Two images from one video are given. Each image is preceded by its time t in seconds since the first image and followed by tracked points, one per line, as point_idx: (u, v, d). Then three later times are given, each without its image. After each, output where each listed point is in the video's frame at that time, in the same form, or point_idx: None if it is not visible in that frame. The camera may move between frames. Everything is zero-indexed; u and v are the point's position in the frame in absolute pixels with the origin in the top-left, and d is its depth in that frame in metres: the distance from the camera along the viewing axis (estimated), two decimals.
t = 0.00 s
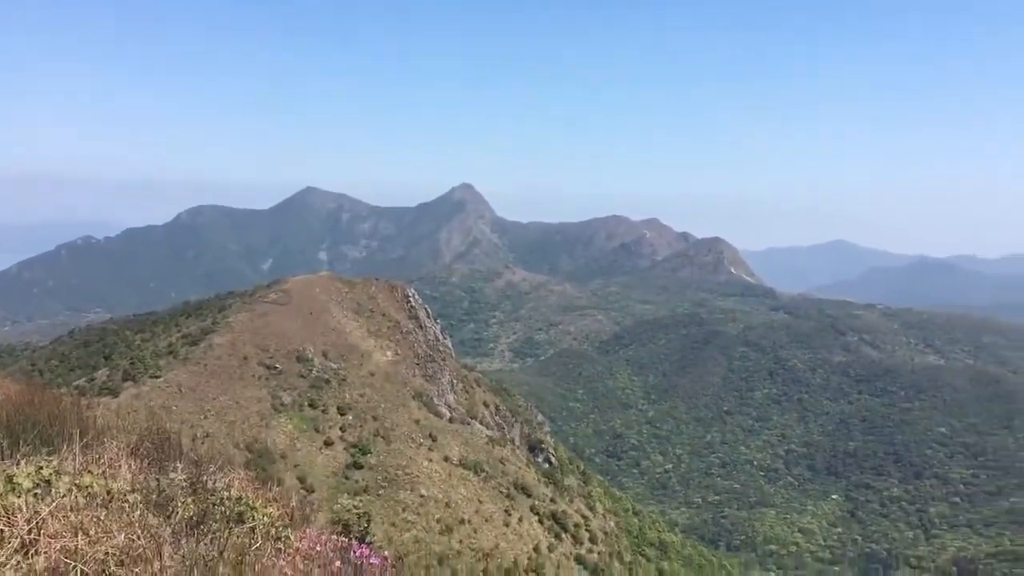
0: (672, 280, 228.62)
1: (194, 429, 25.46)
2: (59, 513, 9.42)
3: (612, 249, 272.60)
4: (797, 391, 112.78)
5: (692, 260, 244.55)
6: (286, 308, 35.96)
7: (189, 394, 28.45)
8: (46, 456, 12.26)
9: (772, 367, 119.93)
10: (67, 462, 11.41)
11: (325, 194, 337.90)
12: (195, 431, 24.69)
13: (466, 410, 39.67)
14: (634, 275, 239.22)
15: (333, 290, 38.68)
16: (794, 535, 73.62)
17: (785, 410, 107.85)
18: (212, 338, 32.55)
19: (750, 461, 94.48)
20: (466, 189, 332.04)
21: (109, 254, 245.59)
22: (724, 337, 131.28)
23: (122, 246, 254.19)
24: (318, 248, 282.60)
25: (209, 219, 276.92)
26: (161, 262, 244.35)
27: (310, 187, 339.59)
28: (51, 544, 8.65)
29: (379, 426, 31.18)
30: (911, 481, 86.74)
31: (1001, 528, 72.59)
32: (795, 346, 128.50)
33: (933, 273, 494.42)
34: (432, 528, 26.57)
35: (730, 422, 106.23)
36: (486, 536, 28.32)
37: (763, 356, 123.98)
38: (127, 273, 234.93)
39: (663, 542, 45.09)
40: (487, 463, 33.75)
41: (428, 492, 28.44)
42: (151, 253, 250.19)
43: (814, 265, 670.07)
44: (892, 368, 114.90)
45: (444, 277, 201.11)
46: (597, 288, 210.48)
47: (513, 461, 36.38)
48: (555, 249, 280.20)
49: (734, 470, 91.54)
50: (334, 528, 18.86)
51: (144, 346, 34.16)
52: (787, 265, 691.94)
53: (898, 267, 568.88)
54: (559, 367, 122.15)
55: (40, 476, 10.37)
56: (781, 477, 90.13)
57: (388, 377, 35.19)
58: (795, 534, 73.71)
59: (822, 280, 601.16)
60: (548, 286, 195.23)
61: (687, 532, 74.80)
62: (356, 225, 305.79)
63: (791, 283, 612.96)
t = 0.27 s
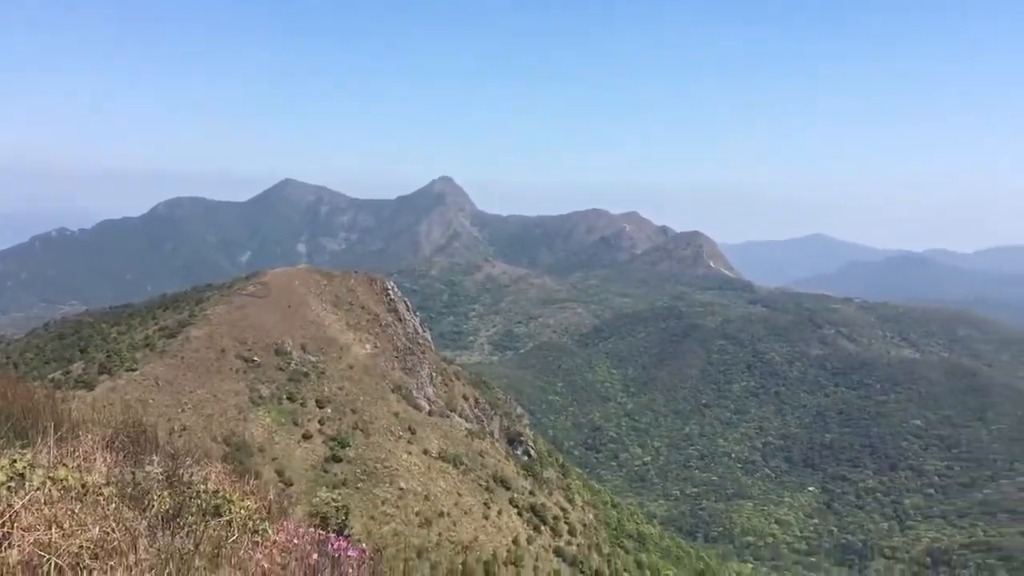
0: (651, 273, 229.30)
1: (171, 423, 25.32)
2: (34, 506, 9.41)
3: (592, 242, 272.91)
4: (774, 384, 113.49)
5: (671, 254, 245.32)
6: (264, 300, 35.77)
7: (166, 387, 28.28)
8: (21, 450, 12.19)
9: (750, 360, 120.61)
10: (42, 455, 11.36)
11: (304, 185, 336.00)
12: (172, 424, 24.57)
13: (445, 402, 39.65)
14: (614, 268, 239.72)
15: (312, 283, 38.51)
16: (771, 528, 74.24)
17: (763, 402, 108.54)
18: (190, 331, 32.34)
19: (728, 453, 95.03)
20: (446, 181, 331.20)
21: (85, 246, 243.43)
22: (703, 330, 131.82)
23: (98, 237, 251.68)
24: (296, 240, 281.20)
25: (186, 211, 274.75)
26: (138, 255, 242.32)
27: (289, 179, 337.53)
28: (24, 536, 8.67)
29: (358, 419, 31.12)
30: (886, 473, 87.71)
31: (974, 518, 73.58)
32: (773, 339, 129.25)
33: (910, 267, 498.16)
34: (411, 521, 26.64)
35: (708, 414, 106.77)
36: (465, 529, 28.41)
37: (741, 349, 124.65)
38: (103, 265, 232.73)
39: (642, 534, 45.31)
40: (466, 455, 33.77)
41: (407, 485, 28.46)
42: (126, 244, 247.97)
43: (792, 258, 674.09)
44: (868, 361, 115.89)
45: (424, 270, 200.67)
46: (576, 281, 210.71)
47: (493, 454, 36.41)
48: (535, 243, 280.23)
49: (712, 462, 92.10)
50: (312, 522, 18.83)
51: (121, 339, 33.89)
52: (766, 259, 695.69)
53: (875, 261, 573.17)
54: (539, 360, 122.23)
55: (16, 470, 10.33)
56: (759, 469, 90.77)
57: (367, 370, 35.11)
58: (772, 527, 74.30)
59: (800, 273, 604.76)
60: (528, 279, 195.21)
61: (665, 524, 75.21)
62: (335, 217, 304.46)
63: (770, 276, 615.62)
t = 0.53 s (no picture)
0: (629, 265, 229.90)
1: (146, 415, 25.12)
2: (4, 499, 9.41)
3: (570, 234, 273.09)
4: (751, 375, 114.17)
5: (649, 245, 245.95)
6: (240, 291, 35.54)
7: (141, 379, 28.06)
8: None
9: (727, 351, 121.19)
10: (14, 449, 11.24)
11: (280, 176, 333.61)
12: (147, 416, 24.39)
13: (423, 393, 39.60)
14: (592, 260, 240.06)
15: (289, 274, 38.30)
16: (746, 518, 74.93)
17: (739, 393, 109.25)
18: (165, 322, 32.10)
19: (704, 444, 95.57)
20: (424, 172, 330.07)
21: (58, 237, 241.08)
22: (680, 322, 132.32)
23: (71, 228, 249.03)
24: (273, 231, 279.56)
25: (161, 202, 272.28)
26: (112, 246, 240.07)
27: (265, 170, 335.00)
28: None
29: (336, 411, 31.02)
30: (860, 463, 88.63)
31: (946, 507, 74.55)
32: (750, 330, 129.96)
33: (885, 259, 501.66)
34: (389, 512, 26.70)
35: (685, 406, 107.22)
36: (441, 520, 28.47)
37: (718, 340, 125.30)
38: (77, 256, 230.43)
39: (620, 524, 45.51)
40: (444, 447, 33.76)
41: (384, 476, 28.43)
42: (100, 236, 245.55)
43: (769, 250, 677.97)
44: (843, 352, 116.89)
45: (402, 262, 200.13)
46: (554, 273, 210.92)
47: (470, 445, 36.43)
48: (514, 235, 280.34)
49: (688, 453, 92.66)
50: (288, 513, 18.75)
51: (94, 330, 33.56)
52: (743, 251, 699.31)
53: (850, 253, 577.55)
54: (517, 352, 122.33)
55: None
56: (735, 459, 91.41)
57: (345, 361, 34.99)
58: (747, 518, 74.89)
59: (776, 265, 608.76)
60: (506, 271, 195.14)
61: (642, 514, 75.59)
62: (312, 208, 302.83)
63: (748, 267, 617.94)
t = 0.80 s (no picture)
0: (605, 255, 230.30)
1: (118, 407, 24.90)
2: None
3: (546, 224, 273.09)
4: (725, 364, 114.84)
5: (624, 236, 246.44)
6: (214, 282, 35.26)
7: (114, 370, 27.79)
8: None
9: (702, 341, 121.74)
10: None
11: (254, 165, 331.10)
12: (119, 408, 24.17)
13: (399, 384, 39.53)
14: (568, 250, 240.28)
15: (263, 264, 38.05)
16: (720, 507, 75.54)
17: (714, 382, 109.88)
18: (137, 313, 31.80)
19: (679, 433, 96.11)
20: (399, 162, 328.69)
21: (28, 227, 237.99)
22: (655, 312, 132.76)
23: (42, 218, 246.17)
24: (247, 221, 277.59)
25: (133, 191, 269.61)
26: (83, 236, 237.59)
27: (239, 159, 332.18)
28: None
29: (311, 402, 30.90)
30: (833, 451, 89.56)
31: (917, 495, 75.51)
32: (725, 320, 130.66)
33: (858, 249, 505.40)
34: (365, 504, 26.66)
35: (660, 395, 107.69)
36: (418, 511, 28.49)
37: (693, 330, 125.88)
38: (48, 246, 227.87)
39: (595, 514, 45.73)
40: (420, 437, 33.74)
41: (361, 467, 28.38)
42: (71, 225, 242.94)
43: (743, 241, 681.82)
44: (816, 341, 117.81)
45: (377, 252, 199.40)
46: (530, 263, 210.97)
47: (447, 436, 36.42)
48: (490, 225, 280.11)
49: (664, 442, 93.10)
50: (262, 505, 18.66)
51: (66, 321, 33.18)
52: (718, 241, 702.65)
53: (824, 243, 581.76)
54: (493, 342, 122.33)
55: None
56: (710, 448, 92.07)
57: (320, 352, 34.82)
58: (721, 506, 75.53)
59: (750, 255, 612.41)
60: (482, 261, 194.94)
61: (618, 503, 76.00)
62: (286, 198, 300.91)
63: (723, 256, 620.14)
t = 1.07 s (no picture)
0: (578, 245, 230.72)
1: (87, 399, 24.64)
2: None
3: (519, 214, 273.00)
4: (697, 354, 115.55)
5: (597, 226, 246.94)
6: (184, 272, 34.93)
7: (82, 362, 27.47)
8: None
9: (674, 331, 122.30)
10: None
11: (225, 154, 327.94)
12: (88, 399, 23.92)
13: (371, 374, 39.41)
14: (540, 241, 240.46)
15: (234, 254, 37.75)
16: (691, 495, 76.18)
17: (686, 372, 110.62)
18: (106, 304, 31.42)
19: (651, 422, 96.67)
20: (371, 151, 327.01)
21: None
22: (628, 302, 133.17)
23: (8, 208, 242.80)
24: (218, 211, 275.19)
25: (101, 180, 266.42)
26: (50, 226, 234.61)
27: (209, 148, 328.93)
28: None
29: (283, 393, 30.75)
30: (802, 439, 90.56)
31: (885, 481, 76.55)
32: (696, 310, 131.40)
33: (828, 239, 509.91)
34: (337, 495, 26.63)
35: (633, 383, 108.14)
36: (391, 502, 28.50)
37: (665, 320, 126.49)
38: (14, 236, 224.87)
39: (567, 502, 45.97)
40: (393, 428, 33.69)
41: (333, 458, 28.31)
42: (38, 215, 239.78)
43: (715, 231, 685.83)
44: (786, 331, 118.86)
45: (349, 242, 198.46)
46: (503, 253, 210.91)
47: (419, 426, 36.39)
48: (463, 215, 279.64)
49: (635, 431, 93.64)
50: (232, 496, 18.60)
51: (32, 312, 32.73)
52: (690, 231, 706.47)
53: (795, 233, 586.50)
54: (466, 332, 122.26)
55: None
56: (681, 437, 92.76)
57: (292, 342, 34.62)
58: (692, 494, 76.19)
59: (722, 246, 616.27)
60: (455, 251, 194.61)
61: (590, 492, 76.42)
62: (258, 187, 298.49)
63: (695, 247, 623.06)
